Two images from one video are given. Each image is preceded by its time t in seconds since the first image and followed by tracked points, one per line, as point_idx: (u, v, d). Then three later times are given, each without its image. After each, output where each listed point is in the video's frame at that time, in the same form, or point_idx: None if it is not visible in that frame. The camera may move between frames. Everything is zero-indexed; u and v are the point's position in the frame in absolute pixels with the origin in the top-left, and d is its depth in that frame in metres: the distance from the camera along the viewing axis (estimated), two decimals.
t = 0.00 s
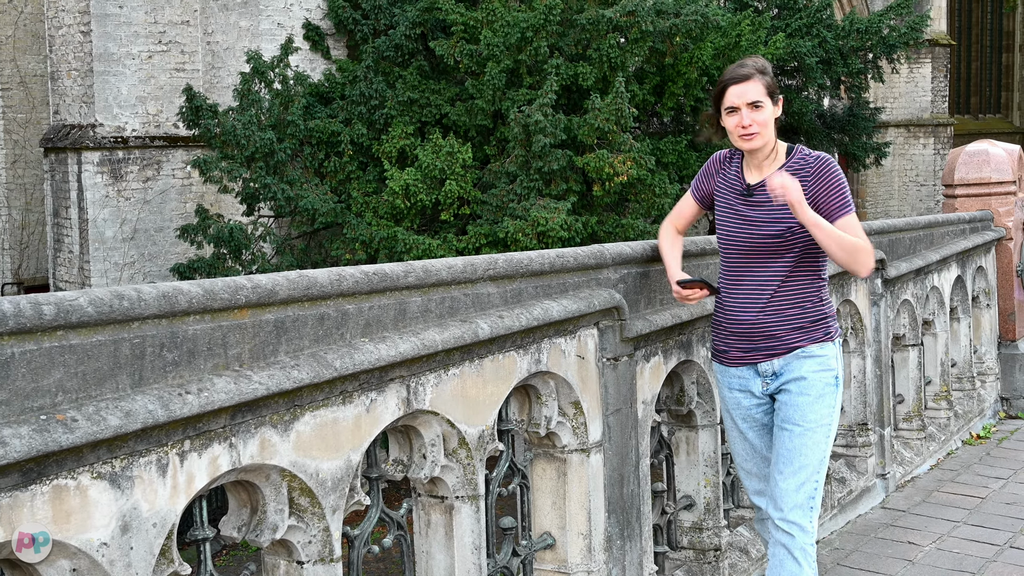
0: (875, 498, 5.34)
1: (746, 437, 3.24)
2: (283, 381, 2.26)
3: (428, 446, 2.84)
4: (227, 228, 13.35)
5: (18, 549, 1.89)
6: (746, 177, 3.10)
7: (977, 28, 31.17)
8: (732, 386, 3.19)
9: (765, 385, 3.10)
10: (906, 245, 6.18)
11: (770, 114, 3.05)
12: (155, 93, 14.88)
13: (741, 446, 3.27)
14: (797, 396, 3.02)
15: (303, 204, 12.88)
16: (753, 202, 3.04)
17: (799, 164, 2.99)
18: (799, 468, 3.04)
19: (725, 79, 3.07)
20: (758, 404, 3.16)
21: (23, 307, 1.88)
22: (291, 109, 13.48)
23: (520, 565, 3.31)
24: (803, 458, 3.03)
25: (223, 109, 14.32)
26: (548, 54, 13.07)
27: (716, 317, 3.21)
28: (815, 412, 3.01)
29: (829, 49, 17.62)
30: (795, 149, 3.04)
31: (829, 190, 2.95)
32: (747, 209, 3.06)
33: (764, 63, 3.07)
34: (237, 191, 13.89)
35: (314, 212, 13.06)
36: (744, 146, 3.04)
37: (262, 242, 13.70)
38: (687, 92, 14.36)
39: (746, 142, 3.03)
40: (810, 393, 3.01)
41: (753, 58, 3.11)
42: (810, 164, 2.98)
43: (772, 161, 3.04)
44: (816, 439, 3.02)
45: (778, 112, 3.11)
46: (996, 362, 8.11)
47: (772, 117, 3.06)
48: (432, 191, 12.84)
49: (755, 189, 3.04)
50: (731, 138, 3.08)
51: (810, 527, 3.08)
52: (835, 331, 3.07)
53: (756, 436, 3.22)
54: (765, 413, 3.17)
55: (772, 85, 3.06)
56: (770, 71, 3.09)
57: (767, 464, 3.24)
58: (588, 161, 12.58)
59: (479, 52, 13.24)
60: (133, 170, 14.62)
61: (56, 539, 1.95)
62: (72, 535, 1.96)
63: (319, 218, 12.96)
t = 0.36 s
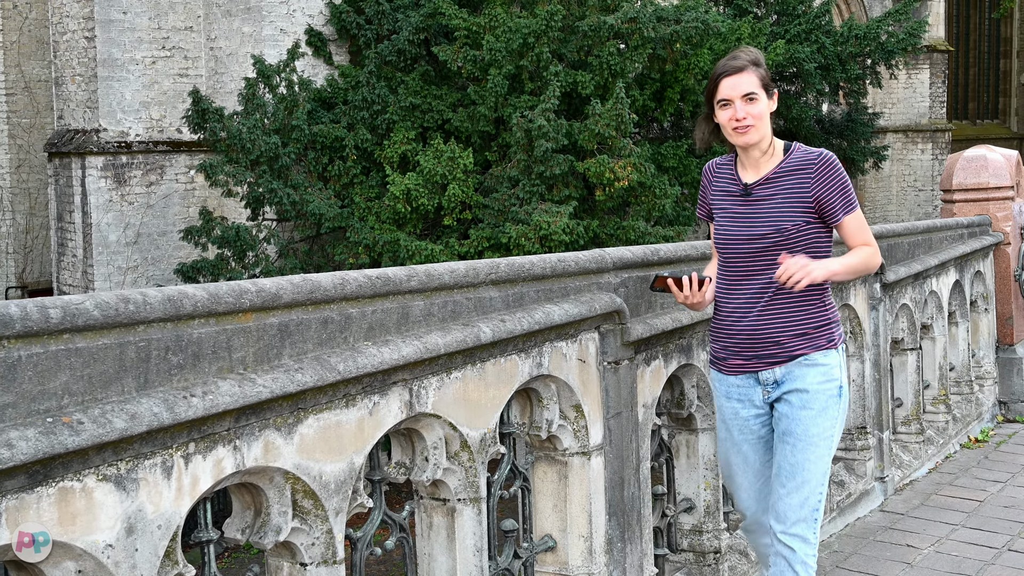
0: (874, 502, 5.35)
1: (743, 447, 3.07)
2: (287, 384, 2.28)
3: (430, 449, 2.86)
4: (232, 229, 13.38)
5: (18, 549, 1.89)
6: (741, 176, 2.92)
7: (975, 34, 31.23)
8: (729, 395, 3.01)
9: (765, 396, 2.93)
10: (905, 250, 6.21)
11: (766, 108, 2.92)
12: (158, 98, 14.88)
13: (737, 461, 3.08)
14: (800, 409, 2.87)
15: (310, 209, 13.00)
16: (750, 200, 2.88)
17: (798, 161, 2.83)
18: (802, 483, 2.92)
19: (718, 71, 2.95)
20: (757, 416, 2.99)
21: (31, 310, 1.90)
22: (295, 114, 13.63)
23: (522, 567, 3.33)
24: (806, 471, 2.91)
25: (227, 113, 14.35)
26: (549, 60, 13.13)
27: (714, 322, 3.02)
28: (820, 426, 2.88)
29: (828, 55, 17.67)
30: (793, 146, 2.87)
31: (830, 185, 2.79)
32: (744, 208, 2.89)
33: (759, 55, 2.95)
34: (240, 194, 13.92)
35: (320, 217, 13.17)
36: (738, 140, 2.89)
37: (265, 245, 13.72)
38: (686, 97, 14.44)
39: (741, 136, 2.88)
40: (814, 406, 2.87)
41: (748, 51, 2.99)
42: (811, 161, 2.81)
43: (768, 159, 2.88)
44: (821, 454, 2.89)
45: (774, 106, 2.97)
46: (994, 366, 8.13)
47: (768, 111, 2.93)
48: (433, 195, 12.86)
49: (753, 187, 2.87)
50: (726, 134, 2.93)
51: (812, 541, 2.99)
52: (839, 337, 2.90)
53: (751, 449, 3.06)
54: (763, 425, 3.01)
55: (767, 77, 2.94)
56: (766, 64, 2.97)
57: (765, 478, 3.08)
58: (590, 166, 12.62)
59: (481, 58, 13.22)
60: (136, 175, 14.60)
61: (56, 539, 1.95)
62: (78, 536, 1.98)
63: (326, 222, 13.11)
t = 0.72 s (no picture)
0: (874, 505, 5.37)
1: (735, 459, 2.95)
2: (291, 388, 2.30)
3: (432, 451, 2.88)
4: (237, 234, 13.39)
5: (18, 549, 1.90)
6: (744, 180, 2.85)
7: (974, 40, 31.28)
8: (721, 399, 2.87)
9: (759, 404, 2.81)
10: (903, 254, 6.24)
11: (770, 109, 2.85)
12: (162, 103, 14.88)
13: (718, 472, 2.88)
14: (802, 424, 2.78)
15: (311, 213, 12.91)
16: (751, 205, 2.80)
17: (802, 166, 2.76)
18: (804, 498, 2.85)
19: (723, 69, 2.88)
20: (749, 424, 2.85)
21: (37, 314, 1.92)
22: (298, 120, 13.61)
23: (523, 569, 3.35)
24: (808, 486, 2.83)
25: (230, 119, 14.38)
26: (550, 66, 13.17)
27: (712, 324, 2.90)
28: (820, 442, 2.80)
29: (827, 61, 17.70)
30: (798, 151, 2.80)
31: (831, 193, 2.71)
32: (745, 213, 2.81)
33: (765, 55, 2.88)
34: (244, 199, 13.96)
35: (322, 222, 13.08)
36: (741, 141, 2.81)
37: (269, 250, 13.77)
38: (687, 103, 14.49)
39: (744, 137, 2.81)
40: (814, 422, 2.78)
41: (755, 50, 2.92)
42: (813, 167, 2.74)
43: (771, 162, 2.81)
44: (819, 470, 2.82)
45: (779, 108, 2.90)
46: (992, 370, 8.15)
47: (774, 112, 2.85)
48: (436, 200, 12.88)
49: (754, 191, 2.80)
50: (730, 134, 2.86)
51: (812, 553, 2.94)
52: (841, 350, 2.81)
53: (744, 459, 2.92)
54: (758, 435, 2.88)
55: (773, 78, 2.86)
56: (771, 65, 2.90)
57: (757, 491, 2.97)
58: (592, 171, 12.64)
59: (482, 64, 13.26)
60: (140, 179, 14.62)
61: (55, 538, 1.96)
62: (83, 538, 2.00)
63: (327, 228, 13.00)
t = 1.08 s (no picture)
0: (873, 508, 5.39)
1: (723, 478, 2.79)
2: (294, 392, 2.31)
3: (434, 455, 2.89)
4: (239, 240, 13.49)
5: (18, 549, 1.91)
6: (734, 192, 2.67)
7: (972, 46, 31.33)
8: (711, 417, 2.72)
9: (750, 423, 2.66)
10: (902, 259, 6.29)
11: (764, 120, 2.67)
12: (166, 109, 14.87)
13: (711, 491, 2.74)
14: (796, 442, 2.65)
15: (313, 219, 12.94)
16: (742, 218, 2.63)
17: (795, 178, 2.59)
18: (798, 514, 2.73)
19: (715, 77, 2.70)
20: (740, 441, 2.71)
21: (42, 317, 1.95)
22: (300, 126, 13.60)
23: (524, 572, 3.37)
24: (803, 503, 2.71)
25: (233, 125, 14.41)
26: (551, 71, 13.20)
27: (700, 340, 2.74)
28: (814, 459, 2.67)
29: (827, 67, 17.74)
30: (791, 162, 2.64)
31: (826, 207, 2.56)
32: (736, 227, 2.64)
33: (759, 62, 2.70)
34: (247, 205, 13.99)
35: (323, 228, 13.07)
36: (734, 152, 2.64)
37: (271, 255, 13.83)
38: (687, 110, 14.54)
39: (737, 148, 2.63)
40: (808, 440, 2.65)
41: (748, 56, 2.74)
42: (808, 179, 2.59)
43: (764, 175, 2.63)
44: (813, 488, 2.70)
45: (772, 118, 2.72)
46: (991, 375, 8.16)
47: (767, 122, 2.68)
48: (438, 204, 12.90)
49: (745, 204, 2.62)
50: (721, 144, 2.68)
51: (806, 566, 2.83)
52: (832, 364, 2.68)
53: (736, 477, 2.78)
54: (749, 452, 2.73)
55: (767, 88, 2.68)
56: (766, 73, 2.72)
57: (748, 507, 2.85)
58: (592, 176, 12.66)
59: (483, 69, 13.31)
60: (145, 184, 14.66)
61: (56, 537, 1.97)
62: (88, 540, 2.02)
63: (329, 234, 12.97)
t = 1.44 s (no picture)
0: (872, 512, 5.40)
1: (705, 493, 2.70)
2: (297, 397, 2.33)
3: (437, 458, 2.91)
4: (239, 246, 13.43)
5: (18, 550, 1.91)
6: (708, 194, 2.59)
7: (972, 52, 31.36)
8: (691, 426, 2.64)
9: (731, 432, 2.58)
10: (902, 264, 6.34)
11: (737, 118, 2.59)
12: (170, 114, 14.95)
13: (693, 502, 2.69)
14: (779, 451, 2.56)
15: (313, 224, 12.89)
16: (718, 220, 2.55)
17: (771, 177, 2.52)
18: (785, 528, 2.64)
19: (684, 76, 2.62)
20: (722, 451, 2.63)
21: (48, 322, 1.96)
22: (302, 131, 13.59)
23: None
24: (788, 516, 2.63)
25: (236, 130, 14.45)
26: (551, 77, 13.23)
27: (678, 346, 2.66)
28: (798, 470, 2.59)
29: (826, 73, 17.77)
30: (765, 161, 2.57)
31: (805, 205, 2.49)
32: (712, 229, 2.56)
33: (729, 59, 2.63)
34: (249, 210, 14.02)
35: (325, 233, 13.11)
36: (706, 152, 2.56)
37: (272, 261, 13.84)
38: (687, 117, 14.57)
39: (709, 147, 2.56)
40: (793, 449, 2.57)
41: (717, 53, 2.66)
42: (784, 177, 2.51)
43: (738, 175, 2.56)
44: (798, 500, 2.62)
45: (746, 117, 2.64)
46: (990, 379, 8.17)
47: (739, 120, 2.60)
48: (439, 210, 12.92)
49: (721, 205, 2.55)
50: (691, 144, 2.60)
51: None
52: (816, 371, 2.59)
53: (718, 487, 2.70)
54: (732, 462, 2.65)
55: (739, 85, 2.60)
56: (738, 71, 2.64)
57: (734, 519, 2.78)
58: (591, 182, 12.68)
59: (484, 75, 13.34)
60: (149, 189, 14.67)
61: (55, 539, 1.97)
62: (92, 544, 2.03)
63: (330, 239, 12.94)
